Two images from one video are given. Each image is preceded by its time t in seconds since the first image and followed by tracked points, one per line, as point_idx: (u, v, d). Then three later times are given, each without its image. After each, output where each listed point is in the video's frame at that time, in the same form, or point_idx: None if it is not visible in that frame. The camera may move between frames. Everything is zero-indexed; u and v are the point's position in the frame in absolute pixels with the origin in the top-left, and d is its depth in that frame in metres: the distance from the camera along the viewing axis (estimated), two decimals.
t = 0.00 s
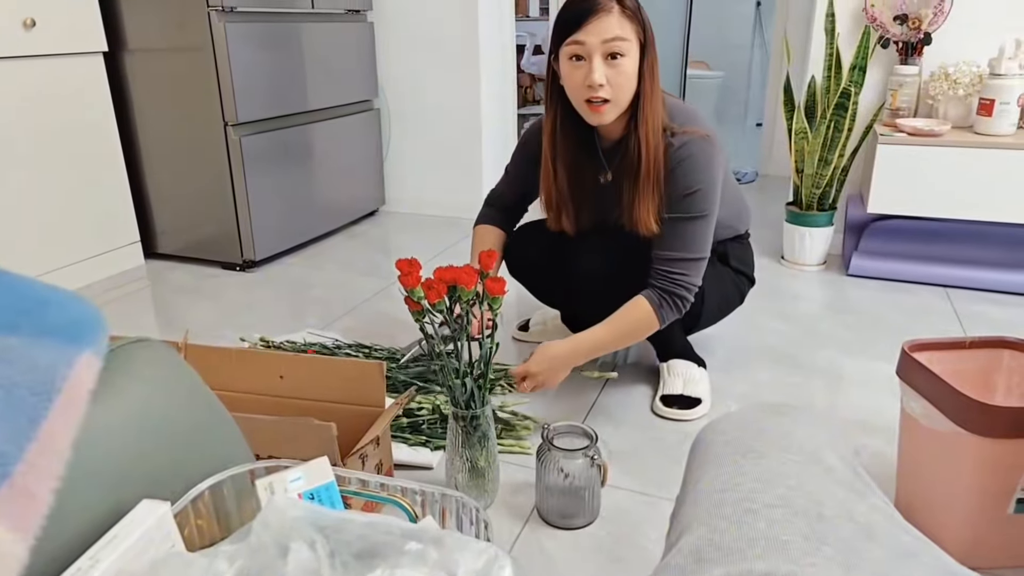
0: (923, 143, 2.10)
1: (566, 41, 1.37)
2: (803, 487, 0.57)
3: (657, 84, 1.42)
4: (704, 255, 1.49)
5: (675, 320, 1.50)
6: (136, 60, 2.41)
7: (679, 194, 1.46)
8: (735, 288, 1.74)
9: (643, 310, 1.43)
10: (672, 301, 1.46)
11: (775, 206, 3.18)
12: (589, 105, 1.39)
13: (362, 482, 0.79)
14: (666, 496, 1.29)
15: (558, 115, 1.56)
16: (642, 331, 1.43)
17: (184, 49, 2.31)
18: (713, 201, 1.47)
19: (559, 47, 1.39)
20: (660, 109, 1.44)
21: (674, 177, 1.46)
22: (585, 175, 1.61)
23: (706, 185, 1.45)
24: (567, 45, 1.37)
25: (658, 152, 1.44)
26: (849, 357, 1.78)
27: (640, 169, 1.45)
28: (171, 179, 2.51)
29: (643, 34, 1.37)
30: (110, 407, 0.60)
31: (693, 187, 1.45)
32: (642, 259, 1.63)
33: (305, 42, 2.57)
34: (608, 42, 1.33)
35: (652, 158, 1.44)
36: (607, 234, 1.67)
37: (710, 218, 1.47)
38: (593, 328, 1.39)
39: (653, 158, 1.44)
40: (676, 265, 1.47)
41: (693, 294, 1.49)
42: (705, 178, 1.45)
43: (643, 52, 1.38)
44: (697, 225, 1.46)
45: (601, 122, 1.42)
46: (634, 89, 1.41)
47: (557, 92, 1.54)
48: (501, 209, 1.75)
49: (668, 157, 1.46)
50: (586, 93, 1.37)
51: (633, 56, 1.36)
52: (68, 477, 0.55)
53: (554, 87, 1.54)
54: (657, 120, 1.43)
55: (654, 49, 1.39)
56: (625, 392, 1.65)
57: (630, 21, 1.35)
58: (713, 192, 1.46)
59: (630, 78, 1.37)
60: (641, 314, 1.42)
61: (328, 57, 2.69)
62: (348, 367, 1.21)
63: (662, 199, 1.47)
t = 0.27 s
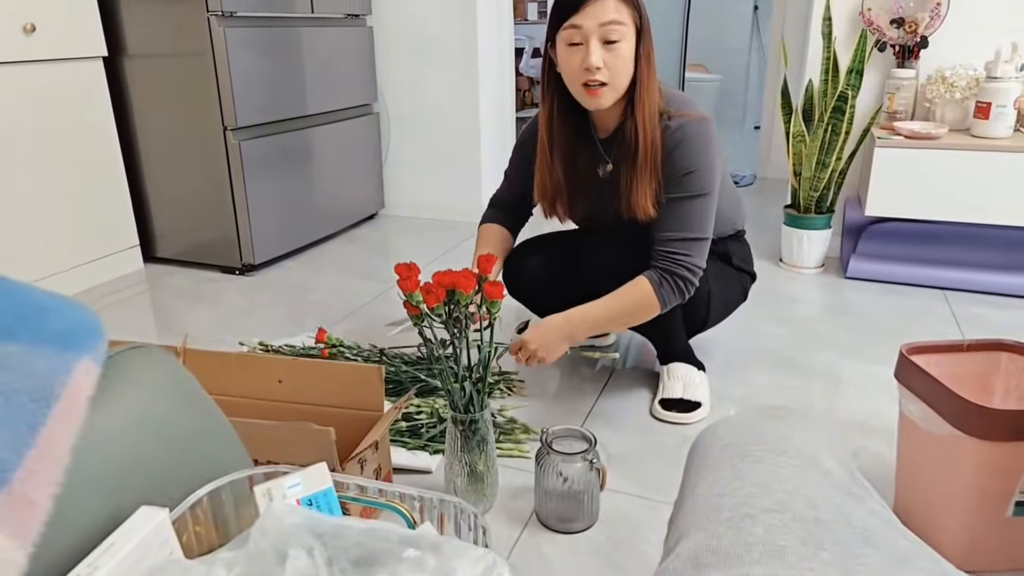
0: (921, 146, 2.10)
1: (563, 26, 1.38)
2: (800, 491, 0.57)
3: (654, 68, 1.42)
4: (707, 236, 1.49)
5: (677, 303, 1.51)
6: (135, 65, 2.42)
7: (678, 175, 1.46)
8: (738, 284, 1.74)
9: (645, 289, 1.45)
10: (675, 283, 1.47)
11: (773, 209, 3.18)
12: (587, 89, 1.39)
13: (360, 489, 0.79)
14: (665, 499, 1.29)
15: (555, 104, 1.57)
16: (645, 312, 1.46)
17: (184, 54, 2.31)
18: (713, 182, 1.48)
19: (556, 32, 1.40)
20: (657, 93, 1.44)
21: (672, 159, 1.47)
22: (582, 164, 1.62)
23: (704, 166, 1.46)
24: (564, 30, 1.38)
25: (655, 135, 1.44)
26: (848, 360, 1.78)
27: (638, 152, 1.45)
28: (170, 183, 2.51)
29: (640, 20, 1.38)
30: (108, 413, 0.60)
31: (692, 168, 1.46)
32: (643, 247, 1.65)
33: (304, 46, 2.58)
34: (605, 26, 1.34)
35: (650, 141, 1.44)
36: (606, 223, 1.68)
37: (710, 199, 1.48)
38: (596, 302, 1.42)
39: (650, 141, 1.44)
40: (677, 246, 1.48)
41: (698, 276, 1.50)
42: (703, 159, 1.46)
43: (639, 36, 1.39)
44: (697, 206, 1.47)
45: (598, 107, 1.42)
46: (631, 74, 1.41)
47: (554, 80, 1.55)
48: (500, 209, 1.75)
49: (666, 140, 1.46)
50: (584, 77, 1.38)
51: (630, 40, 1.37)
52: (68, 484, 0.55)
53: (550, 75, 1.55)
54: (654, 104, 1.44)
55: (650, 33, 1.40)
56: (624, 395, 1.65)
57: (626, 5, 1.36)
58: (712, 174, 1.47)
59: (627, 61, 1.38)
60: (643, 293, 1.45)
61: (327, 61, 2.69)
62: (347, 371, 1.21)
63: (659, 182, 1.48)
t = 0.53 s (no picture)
0: (918, 150, 2.10)
1: (568, 22, 1.40)
2: (798, 498, 0.57)
3: (657, 67, 1.43)
4: (708, 236, 1.48)
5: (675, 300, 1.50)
6: (133, 69, 2.42)
7: (681, 173, 1.46)
8: (742, 289, 1.74)
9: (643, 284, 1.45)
10: (672, 279, 1.46)
11: (771, 212, 3.19)
12: (591, 84, 1.40)
13: (358, 495, 0.79)
14: (663, 504, 1.29)
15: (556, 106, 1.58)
16: (642, 305, 1.45)
17: (182, 58, 2.32)
18: (715, 181, 1.47)
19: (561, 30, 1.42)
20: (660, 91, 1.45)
21: (675, 157, 1.46)
22: (583, 165, 1.62)
23: (708, 164, 1.45)
24: (569, 27, 1.39)
25: (657, 132, 1.44)
26: (847, 364, 1.78)
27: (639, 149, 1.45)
28: (169, 187, 2.51)
29: (644, 18, 1.40)
30: (106, 420, 0.60)
31: (695, 166, 1.45)
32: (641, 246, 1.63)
33: (303, 51, 2.58)
34: (610, 21, 1.36)
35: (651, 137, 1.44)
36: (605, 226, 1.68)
37: (712, 198, 1.47)
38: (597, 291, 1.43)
39: (652, 137, 1.44)
40: (677, 244, 1.47)
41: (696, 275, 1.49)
42: (706, 157, 1.45)
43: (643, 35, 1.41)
44: (699, 204, 1.46)
45: (602, 103, 1.42)
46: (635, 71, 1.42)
47: (557, 82, 1.57)
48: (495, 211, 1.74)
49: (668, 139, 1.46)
50: (588, 72, 1.39)
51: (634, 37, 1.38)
52: (65, 493, 0.55)
53: (552, 74, 1.56)
54: (657, 101, 1.44)
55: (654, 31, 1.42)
56: (622, 400, 1.65)
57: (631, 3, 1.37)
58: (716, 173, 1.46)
59: (631, 58, 1.39)
60: (640, 286, 1.44)
61: (325, 65, 2.69)
62: (345, 376, 1.21)
63: (660, 180, 1.48)
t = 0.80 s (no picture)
0: (915, 164, 2.11)
1: (582, 43, 1.40)
2: (794, 514, 0.57)
3: (669, 90, 1.44)
4: (718, 262, 1.50)
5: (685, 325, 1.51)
6: (132, 85, 2.43)
7: (693, 199, 1.47)
8: (741, 308, 1.74)
9: (656, 309, 1.45)
10: (685, 306, 1.48)
11: (768, 226, 3.20)
12: (604, 104, 1.40)
13: (355, 513, 0.79)
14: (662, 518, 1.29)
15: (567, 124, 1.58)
16: (654, 330, 1.46)
17: (181, 74, 2.33)
18: (726, 207, 1.49)
19: (574, 50, 1.43)
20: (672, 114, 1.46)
21: (687, 181, 1.48)
22: (591, 185, 1.62)
23: (720, 191, 1.47)
24: (582, 47, 1.40)
25: (669, 154, 1.45)
26: (845, 377, 1.78)
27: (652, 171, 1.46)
28: (167, 202, 2.51)
29: (656, 42, 1.41)
30: (106, 439, 0.60)
31: (707, 193, 1.47)
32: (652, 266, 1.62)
33: (302, 67, 2.59)
34: (623, 43, 1.37)
35: (664, 159, 1.45)
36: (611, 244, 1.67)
37: (722, 225, 1.49)
38: (610, 314, 1.43)
39: (665, 160, 1.45)
40: (689, 270, 1.48)
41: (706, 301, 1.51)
42: (718, 183, 1.47)
43: (656, 57, 1.42)
44: (711, 230, 1.48)
45: (614, 123, 1.42)
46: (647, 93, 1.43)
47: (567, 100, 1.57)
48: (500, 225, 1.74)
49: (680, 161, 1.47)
50: (601, 93, 1.39)
51: (647, 59, 1.39)
52: (62, 513, 0.55)
53: (564, 93, 1.56)
54: (670, 124, 1.46)
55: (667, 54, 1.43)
56: (620, 414, 1.65)
57: (645, 26, 1.39)
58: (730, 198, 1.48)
59: (643, 80, 1.40)
60: (653, 311, 1.45)
61: (323, 81, 2.71)
62: (342, 392, 1.21)
63: (672, 203, 1.48)
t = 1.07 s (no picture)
0: (913, 171, 2.12)
1: (585, 50, 1.41)
2: (791, 522, 0.57)
3: (671, 99, 1.45)
4: (718, 273, 1.51)
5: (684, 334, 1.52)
6: (131, 95, 2.43)
7: (694, 209, 1.48)
8: (740, 315, 1.74)
9: (653, 317, 1.46)
10: (684, 316, 1.49)
11: (766, 232, 3.20)
12: (606, 112, 1.40)
13: (354, 523, 0.79)
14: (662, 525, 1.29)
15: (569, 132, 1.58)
16: (652, 338, 1.47)
17: (180, 84, 2.33)
18: (726, 218, 1.49)
19: (577, 57, 1.43)
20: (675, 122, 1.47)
21: (689, 191, 1.48)
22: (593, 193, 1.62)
23: (721, 201, 1.47)
24: (585, 54, 1.40)
25: (671, 162, 1.46)
26: (843, 384, 1.78)
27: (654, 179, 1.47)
28: (166, 212, 2.52)
29: (659, 51, 1.42)
30: (105, 450, 0.60)
31: (708, 203, 1.47)
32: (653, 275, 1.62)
33: (300, 76, 2.60)
34: (626, 51, 1.37)
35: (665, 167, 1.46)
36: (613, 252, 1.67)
37: (722, 235, 1.49)
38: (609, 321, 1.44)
39: (667, 168, 1.46)
40: (690, 281, 1.49)
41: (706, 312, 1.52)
42: (719, 194, 1.47)
43: (658, 67, 1.43)
44: (711, 241, 1.49)
45: (616, 131, 1.43)
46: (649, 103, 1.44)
47: (570, 108, 1.57)
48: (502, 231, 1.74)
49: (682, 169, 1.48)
50: (604, 101, 1.39)
51: (650, 67, 1.40)
52: (62, 525, 0.55)
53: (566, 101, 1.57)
54: (672, 134, 1.46)
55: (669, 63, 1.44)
56: (619, 422, 1.65)
57: (647, 34, 1.40)
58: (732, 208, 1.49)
59: (646, 88, 1.40)
60: (651, 319, 1.46)
61: (322, 90, 2.72)
62: (341, 401, 1.21)
63: (674, 212, 1.49)
